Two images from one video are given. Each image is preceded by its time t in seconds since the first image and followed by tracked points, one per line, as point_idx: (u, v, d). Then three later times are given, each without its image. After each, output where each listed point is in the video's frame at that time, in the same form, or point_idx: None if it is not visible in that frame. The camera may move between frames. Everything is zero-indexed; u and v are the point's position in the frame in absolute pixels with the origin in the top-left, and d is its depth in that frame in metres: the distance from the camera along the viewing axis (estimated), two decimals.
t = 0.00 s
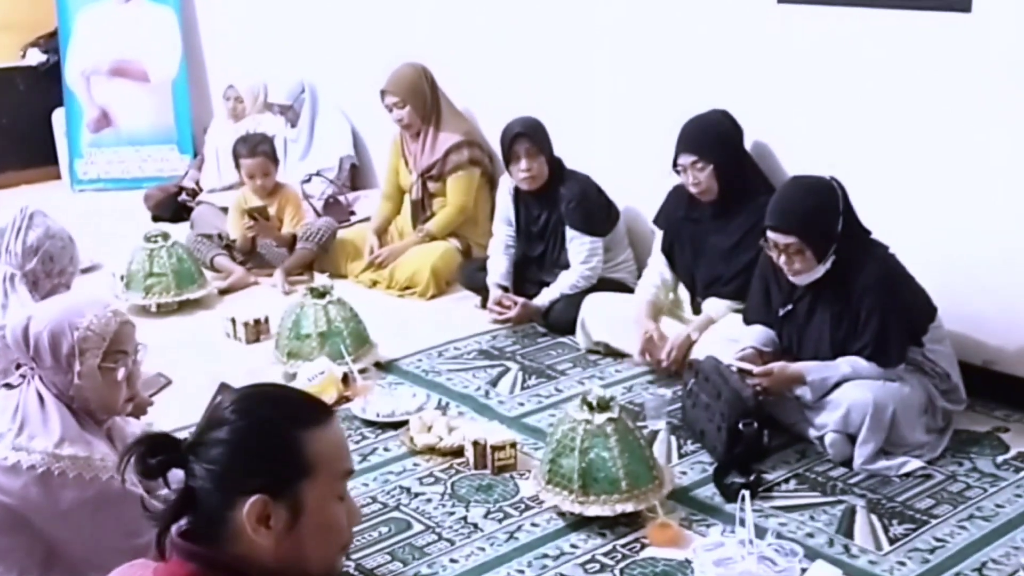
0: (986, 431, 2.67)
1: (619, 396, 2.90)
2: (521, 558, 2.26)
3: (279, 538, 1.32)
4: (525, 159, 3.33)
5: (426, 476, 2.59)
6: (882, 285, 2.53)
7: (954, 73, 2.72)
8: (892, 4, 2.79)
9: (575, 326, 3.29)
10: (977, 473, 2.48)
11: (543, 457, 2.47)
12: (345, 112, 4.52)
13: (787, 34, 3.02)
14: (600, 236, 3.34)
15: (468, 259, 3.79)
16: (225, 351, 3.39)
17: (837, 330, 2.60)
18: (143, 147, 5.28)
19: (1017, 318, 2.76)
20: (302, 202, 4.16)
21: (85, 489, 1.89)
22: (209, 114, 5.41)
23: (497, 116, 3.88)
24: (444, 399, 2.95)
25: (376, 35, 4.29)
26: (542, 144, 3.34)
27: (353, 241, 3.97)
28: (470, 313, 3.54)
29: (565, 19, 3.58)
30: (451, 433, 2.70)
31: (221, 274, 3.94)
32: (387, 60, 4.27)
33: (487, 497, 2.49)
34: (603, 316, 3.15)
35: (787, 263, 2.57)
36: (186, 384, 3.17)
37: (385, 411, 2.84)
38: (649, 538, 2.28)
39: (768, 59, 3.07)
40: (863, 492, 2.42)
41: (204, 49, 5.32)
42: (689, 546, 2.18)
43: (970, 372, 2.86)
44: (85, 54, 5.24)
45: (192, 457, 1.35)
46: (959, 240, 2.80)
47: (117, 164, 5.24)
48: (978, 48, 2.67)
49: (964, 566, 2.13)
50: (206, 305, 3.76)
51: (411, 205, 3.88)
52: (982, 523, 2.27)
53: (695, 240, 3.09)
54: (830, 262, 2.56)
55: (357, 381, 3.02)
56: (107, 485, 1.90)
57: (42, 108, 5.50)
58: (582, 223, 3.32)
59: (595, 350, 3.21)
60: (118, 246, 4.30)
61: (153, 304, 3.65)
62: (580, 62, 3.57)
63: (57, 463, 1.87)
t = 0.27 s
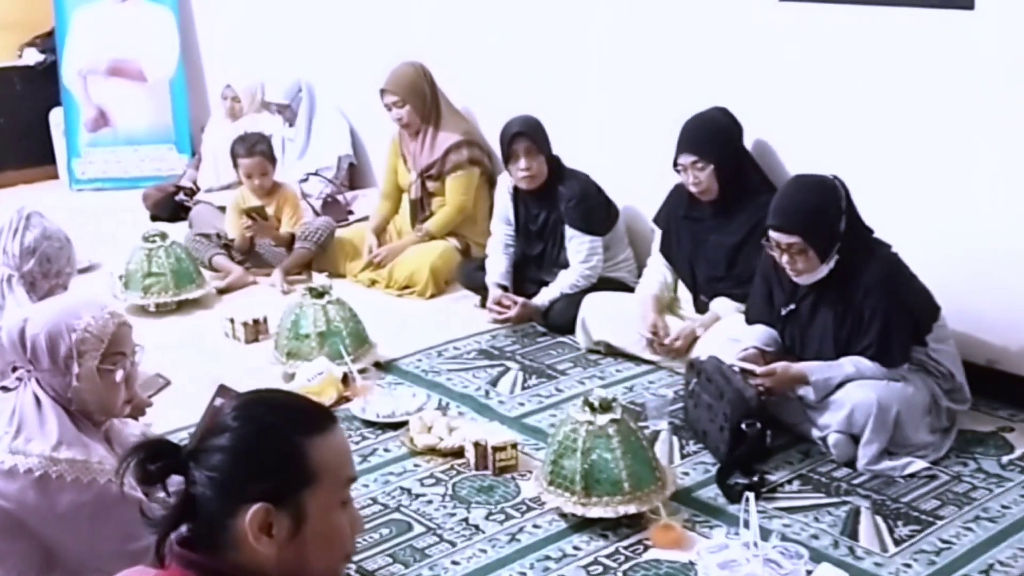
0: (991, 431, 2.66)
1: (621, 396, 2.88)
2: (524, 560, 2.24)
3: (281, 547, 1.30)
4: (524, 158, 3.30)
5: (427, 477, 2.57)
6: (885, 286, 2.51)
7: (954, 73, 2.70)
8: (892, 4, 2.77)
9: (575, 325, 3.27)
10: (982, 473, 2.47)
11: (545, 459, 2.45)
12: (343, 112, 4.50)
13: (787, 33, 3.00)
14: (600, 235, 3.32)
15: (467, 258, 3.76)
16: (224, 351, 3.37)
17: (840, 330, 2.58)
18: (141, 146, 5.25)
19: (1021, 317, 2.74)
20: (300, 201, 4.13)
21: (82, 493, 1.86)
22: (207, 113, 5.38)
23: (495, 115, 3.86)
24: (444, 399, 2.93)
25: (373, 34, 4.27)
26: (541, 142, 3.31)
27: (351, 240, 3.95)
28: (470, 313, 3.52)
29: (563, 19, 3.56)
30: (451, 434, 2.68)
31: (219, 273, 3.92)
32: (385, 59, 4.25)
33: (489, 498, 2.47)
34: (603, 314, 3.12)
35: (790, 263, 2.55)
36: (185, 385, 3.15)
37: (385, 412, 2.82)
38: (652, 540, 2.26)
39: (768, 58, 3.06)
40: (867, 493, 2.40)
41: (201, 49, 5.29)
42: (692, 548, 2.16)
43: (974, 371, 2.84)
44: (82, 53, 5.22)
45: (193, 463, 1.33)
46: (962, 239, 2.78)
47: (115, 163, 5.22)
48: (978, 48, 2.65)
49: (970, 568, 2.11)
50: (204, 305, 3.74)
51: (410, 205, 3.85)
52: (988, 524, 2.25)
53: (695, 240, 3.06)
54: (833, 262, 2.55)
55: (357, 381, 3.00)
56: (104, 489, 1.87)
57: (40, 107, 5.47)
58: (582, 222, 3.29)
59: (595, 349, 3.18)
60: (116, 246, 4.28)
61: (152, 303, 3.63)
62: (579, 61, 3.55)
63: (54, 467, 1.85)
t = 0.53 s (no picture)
0: (994, 431, 2.64)
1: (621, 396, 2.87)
2: (526, 561, 2.22)
3: (282, 553, 1.29)
4: (523, 158, 3.28)
5: (427, 478, 2.55)
6: (889, 284, 2.49)
7: (955, 72, 2.69)
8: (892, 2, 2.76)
9: (575, 325, 3.25)
10: (986, 474, 2.45)
11: (546, 460, 2.43)
12: (341, 111, 4.48)
13: (787, 31, 2.99)
14: (599, 234, 3.29)
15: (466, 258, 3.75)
16: (223, 351, 3.35)
17: (843, 330, 2.56)
18: (139, 146, 5.24)
19: None
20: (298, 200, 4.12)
21: (80, 496, 1.84)
22: (204, 113, 5.37)
23: (494, 114, 3.85)
24: (444, 399, 2.91)
25: (371, 33, 4.25)
26: (540, 141, 3.28)
27: (350, 240, 3.94)
28: (469, 312, 3.50)
29: (561, 17, 3.55)
30: (451, 435, 2.67)
31: (217, 273, 3.91)
32: (382, 58, 4.23)
33: (490, 499, 2.46)
34: (603, 312, 3.10)
35: (792, 262, 2.54)
36: (183, 386, 3.13)
37: (385, 412, 2.80)
38: (654, 541, 2.25)
39: (768, 56, 3.04)
40: (871, 494, 2.38)
41: (199, 48, 5.28)
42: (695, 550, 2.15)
43: (976, 370, 2.83)
44: (80, 53, 5.19)
45: (192, 469, 1.32)
46: (964, 238, 2.77)
47: (113, 163, 5.20)
48: (978, 47, 2.64)
49: (975, 570, 2.10)
50: (203, 304, 3.73)
51: (408, 204, 3.83)
52: (993, 525, 2.24)
53: (695, 238, 3.04)
54: (835, 261, 2.53)
55: (356, 381, 2.99)
56: (103, 491, 1.85)
57: (37, 107, 5.45)
58: (582, 220, 3.27)
59: (595, 348, 3.16)
60: (113, 246, 4.26)
61: (150, 303, 3.61)
62: (578, 60, 3.54)
63: (52, 469, 1.83)
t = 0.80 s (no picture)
0: (997, 430, 2.63)
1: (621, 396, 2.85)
2: (527, 563, 2.21)
3: (282, 557, 1.28)
4: (522, 157, 3.26)
5: (427, 479, 2.54)
6: (891, 284, 2.48)
7: (955, 71, 2.68)
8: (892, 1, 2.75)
9: (575, 325, 3.24)
10: (989, 473, 2.45)
11: (546, 460, 2.42)
12: (339, 110, 4.47)
13: (787, 30, 2.97)
14: (599, 233, 3.28)
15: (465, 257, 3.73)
16: (221, 352, 3.33)
17: (844, 329, 2.56)
18: (136, 146, 5.23)
19: None
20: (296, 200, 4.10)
21: (78, 493, 1.78)
22: (202, 113, 5.36)
23: (492, 114, 3.83)
24: (444, 400, 2.90)
25: (369, 33, 4.24)
26: (539, 139, 3.26)
27: (348, 240, 3.92)
28: (468, 312, 3.49)
29: (560, 17, 3.53)
30: (451, 436, 2.66)
31: (216, 273, 3.90)
32: (381, 58, 4.22)
33: (490, 501, 2.44)
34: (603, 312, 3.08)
35: (793, 261, 2.53)
36: (181, 387, 3.12)
37: (384, 413, 2.79)
38: (656, 543, 2.24)
39: (768, 55, 3.03)
40: (873, 494, 2.37)
41: (196, 48, 5.27)
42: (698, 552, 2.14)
43: (978, 369, 2.82)
44: (77, 53, 5.19)
45: (191, 473, 1.30)
46: (965, 237, 2.77)
47: (111, 163, 5.19)
48: (978, 47, 2.64)
49: (979, 571, 2.09)
50: (201, 305, 3.71)
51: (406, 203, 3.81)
52: (996, 525, 2.24)
53: (695, 238, 3.02)
54: (836, 260, 2.52)
55: (355, 382, 2.98)
56: (101, 489, 1.80)
57: (35, 107, 5.43)
58: (580, 219, 3.25)
59: (594, 348, 3.14)
60: (111, 246, 4.24)
61: (148, 304, 3.60)
62: (576, 59, 3.53)
63: (48, 467, 1.78)
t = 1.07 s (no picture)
0: (999, 430, 2.62)
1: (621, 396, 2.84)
2: (528, 565, 2.20)
3: (286, 562, 1.27)
4: (521, 157, 3.24)
5: (426, 481, 2.53)
6: (892, 282, 2.46)
7: (955, 72, 2.68)
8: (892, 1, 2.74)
9: (574, 325, 3.22)
10: (991, 473, 2.44)
11: (547, 462, 2.41)
12: (336, 110, 4.45)
13: (785, 29, 2.96)
14: (598, 233, 3.27)
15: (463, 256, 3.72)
16: (219, 354, 3.32)
17: (845, 328, 2.54)
18: (133, 146, 5.21)
19: None
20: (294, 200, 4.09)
21: (70, 489, 1.76)
22: (200, 113, 5.35)
23: (490, 113, 3.82)
24: (443, 401, 2.88)
25: (365, 33, 4.23)
26: (537, 138, 3.24)
27: (346, 240, 3.90)
28: (466, 312, 3.47)
29: (557, 17, 3.52)
30: (450, 437, 2.64)
31: (213, 274, 3.88)
32: (378, 57, 4.21)
33: (490, 503, 2.43)
34: (602, 311, 3.06)
35: (794, 260, 2.51)
36: (179, 389, 3.10)
37: (383, 414, 2.77)
38: (657, 545, 2.23)
39: (767, 55, 3.02)
40: (875, 494, 2.36)
41: (193, 48, 5.25)
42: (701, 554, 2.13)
43: (980, 368, 2.81)
44: (74, 54, 5.18)
45: (193, 477, 1.30)
46: (966, 236, 2.76)
47: (108, 163, 5.17)
48: (977, 47, 2.63)
49: (983, 572, 2.09)
50: (198, 306, 3.70)
51: (404, 202, 3.80)
52: (1000, 526, 2.23)
53: (695, 237, 3.01)
54: (838, 258, 2.51)
55: (353, 383, 2.96)
56: (94, 483, 1.77)
57: (31, 107, 5.41)
58: (579, 218, 3.24)
59: (593, 348, 3.12)
60: (108, 247, 4.22)
61: (145, 305, 3.58)
62: (574, 59, 3.51)
63: (39, 462, 1.75)
